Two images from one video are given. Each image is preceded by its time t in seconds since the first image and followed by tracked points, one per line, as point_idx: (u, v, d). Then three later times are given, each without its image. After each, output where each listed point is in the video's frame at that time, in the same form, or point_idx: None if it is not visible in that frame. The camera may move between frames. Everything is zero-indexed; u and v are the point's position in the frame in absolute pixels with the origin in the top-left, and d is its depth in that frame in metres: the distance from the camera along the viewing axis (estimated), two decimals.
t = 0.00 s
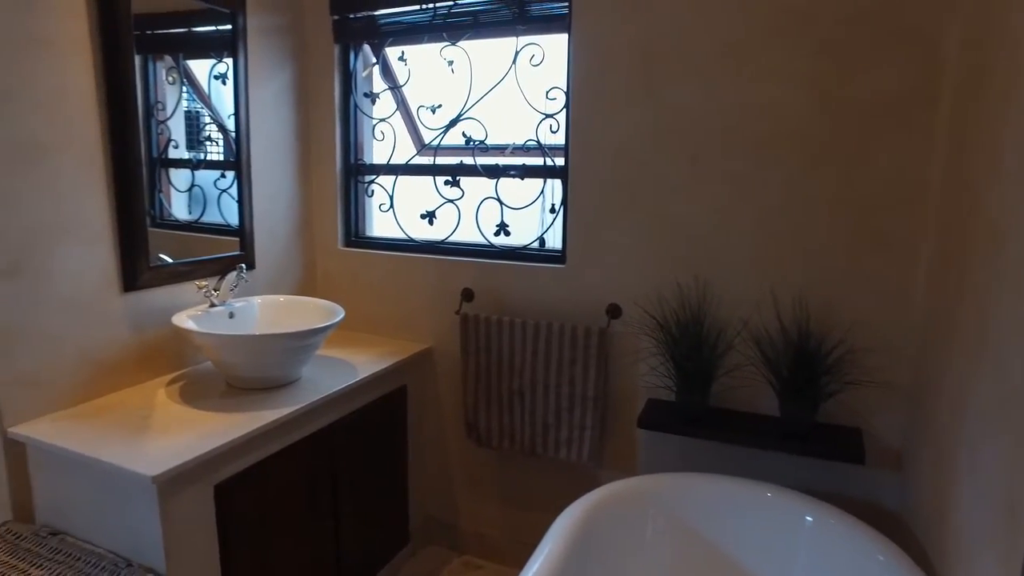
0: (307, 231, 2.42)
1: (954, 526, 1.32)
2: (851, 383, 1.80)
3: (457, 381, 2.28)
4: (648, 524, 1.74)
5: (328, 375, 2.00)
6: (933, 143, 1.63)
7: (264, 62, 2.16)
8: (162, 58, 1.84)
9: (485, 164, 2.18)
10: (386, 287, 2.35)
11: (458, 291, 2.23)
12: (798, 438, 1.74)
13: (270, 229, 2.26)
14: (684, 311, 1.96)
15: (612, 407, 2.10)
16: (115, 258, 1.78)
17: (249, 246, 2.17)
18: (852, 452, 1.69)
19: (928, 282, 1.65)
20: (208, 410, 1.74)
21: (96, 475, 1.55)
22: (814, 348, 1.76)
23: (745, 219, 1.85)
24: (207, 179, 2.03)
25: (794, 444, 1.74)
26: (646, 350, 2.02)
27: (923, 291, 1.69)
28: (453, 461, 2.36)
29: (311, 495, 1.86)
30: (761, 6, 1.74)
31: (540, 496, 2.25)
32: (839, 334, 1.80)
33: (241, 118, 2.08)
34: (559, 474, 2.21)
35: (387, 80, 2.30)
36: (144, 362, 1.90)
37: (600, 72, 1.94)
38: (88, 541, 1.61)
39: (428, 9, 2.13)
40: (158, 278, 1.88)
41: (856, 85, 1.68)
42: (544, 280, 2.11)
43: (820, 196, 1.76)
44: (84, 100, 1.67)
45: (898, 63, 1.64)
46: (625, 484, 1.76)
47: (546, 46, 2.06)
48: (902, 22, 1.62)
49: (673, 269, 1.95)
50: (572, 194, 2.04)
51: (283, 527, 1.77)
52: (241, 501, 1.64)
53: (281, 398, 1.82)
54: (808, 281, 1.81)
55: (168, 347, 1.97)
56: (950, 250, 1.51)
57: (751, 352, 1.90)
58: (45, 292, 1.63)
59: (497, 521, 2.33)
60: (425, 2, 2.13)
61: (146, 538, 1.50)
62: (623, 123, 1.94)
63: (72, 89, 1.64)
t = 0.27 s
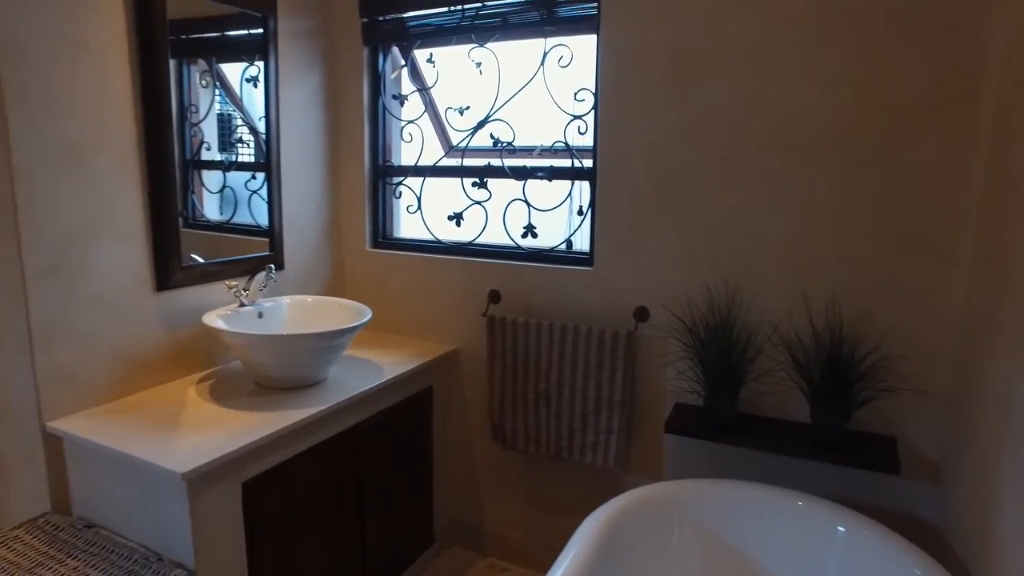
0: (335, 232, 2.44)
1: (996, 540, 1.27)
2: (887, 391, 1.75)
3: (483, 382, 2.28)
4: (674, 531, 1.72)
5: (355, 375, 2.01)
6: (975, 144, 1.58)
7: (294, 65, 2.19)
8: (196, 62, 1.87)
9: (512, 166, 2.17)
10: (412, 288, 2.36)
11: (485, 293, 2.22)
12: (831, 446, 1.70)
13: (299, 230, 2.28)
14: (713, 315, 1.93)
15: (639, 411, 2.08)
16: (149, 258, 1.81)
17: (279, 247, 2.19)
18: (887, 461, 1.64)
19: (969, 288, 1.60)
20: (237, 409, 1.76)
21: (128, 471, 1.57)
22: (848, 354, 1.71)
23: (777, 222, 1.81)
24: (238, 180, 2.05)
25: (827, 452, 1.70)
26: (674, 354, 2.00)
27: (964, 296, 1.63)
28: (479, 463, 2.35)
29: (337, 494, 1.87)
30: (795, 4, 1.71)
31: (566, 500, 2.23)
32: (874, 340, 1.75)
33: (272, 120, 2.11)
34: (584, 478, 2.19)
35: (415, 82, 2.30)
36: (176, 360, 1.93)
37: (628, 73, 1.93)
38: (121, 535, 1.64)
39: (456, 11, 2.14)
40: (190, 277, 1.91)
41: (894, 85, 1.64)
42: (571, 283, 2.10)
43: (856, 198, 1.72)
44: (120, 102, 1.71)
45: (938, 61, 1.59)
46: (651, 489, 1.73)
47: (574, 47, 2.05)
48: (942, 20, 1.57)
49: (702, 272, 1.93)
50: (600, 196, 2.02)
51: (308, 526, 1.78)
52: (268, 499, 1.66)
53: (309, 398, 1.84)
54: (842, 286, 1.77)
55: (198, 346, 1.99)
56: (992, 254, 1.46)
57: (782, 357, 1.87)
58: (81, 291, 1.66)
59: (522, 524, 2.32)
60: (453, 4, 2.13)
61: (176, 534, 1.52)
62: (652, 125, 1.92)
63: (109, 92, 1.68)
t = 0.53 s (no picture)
0: (363, 234, 2.46)
1: None
2: (923, 399, 1.70)
3: (509, 385, 2.28)
4: (700, 538, 1.69)
5: (381, 376, 2.02)
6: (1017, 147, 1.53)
7: (324, 69, 2.21)
8: (229, 67, 1.91)
9: (540, 169, 2.17)
10: (438, 290, 2.37)
11: (511, 295, 2.22)
12: (863, 455, 1.66)
13: (328, 231, 2.31)
14: (743, 320, 1.90)
15: (665, 416, 2.05)
16: (181, 258, 1.85)
17: (307, 248, 2.22)
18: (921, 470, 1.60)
19: (1010, 295, 1.55)
20: (265, 408, 1.78)
21: (160, 468, 1.60)
22: (882, 361, 1.68)
23: (809, 226, 1.78)
24: (268, 182, 2.08)
25: (859, 461, 1.66)
26: (701, 359, 1.97)
27: (1004, 304, 1.59)
28: (503, 465, 2.35)
29: (362, 495, 1.88)
30: (829, 4, 1.68)
31: (590, 504, 2.22)
32: (909, 347, 1.71)
33: (302, 123, 2.14)
34: (609, 483, 2.17)
35: (443, 85, 2.32)
36: (206, 359, 1.96)
37: (658, 75, 1.91)
38: (152, 529, 1.67)
39: (484, 14, 2.14)
40: (220, 278, 1.94)
41: (932, 86, 1.60)
42: (598, 286, 2.09)
43: (891, 202, 1.68)
44: (155, 106, 1.75)
45: (979, 62, 1.55)
46: (677, 495, 1.71)
47: (603, 49, 2.04)
48: (983, 19, 1.53)
49: (731, 276, 1.90)
50: (628, 199, 2.01)
51: (334, 525, 1.79)
52: (295, 498, 1.68)
53: (336, 398, 1.85)
54: (877, 291, 1.73)
55: (228, 345, 2.02)
56: None
57: (813, 363, 1.83)
58: (116, 290, 1.70)
59: (546, 528, 2.31)
60: (481, 7, 2.13)
61: (205, 530, 1.54)
62: (681, 127, 1.90)
63: (144, 96, 1.72)
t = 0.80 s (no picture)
0: (386, 235, 2.48)
1: None
2: (954, 407, 1.66)
3: (530, 387, 2.27)
4: (723, 545, 1.67)
5: (404, 377, 2.03)
6: None
7: (350, 72, 2.23)
8: (256, 70, 1.93)
9: (563, 171, 2.17)
10: (461, 291, 2.37)
11: (533, 297, 2.22)
12: (891, 464, 1.63)
13: (352, 233, 2.33)
14: (767, 324, 1.87)
15: (688, 420, 2.03)
16: (208, 259, 1.88)
17: (331, 249, 2.24)
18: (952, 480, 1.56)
19: None
20: (289, 407, 1.80)
21: (185, 465, 1.63)
22: (911, 367, 1.64)
23: (836, 229, 1.75)
24: (293, 184, 2.11)
25: (887, 469, 1.62)
26: (725, 363, 1.95)
27: None
28: (525, 468, 2.35)
29: (384, 495, 1.89)
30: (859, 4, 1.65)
31: (612, 508, 2.21)
32: (939, 354, 1.68)
33: (326, 126, 2.16)
34: (630, 487, 2.16)
35: (467, 87, 2.32)
36: (232, 358, 1.99)
37: (682, 77, 1.89)
38: (178, 525, 1.70)
39: (508, 16, 2.14)
40: (246, 278, 1.96)
41: (965, 86, 1.56)
42: (621, 289, 2.08)
43: (922, 205, 1.64)
44: (184, 109, 1.78)
45: (1014, 62, 1.51)
46: (699, 500, 1.69)
47: (627, 51, 2.03)
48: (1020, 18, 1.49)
49: (756, 279, 1.88)
50: (652, 202, 1.99)
51: (355, 525, 1.80)
52: (317, 497, 1.69)
53: (359, 398, 1.87)
54: (906, 296, 1.69)
55: (253, 345, 2.05)
56: None
57: (840, 368, 1.80)
58: (145, 290, 1.73)
59: (566, 531, 2.30)
60: (505, 9, 2.13)
61: (229, 527, 1.56)
62: (706, 129, 1.88)
63: (174, 100, 1.75)
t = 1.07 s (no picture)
0: (411, 236, 2.49)
1: None
2: (989, 415, 1.62)
3: (554, 389, 2.27)
4: (748, 551, 1.65)
5: (427, 378, 2.04)
6: None
7: (375, 74, 2.25)
8: (282, 73, 1.95)
9: (588, 172, 2.16)
10: (484, 293, 2.38)
11: (557, 299, 2.22)
12: (923, 472, 1.59)
13: (377, 234, 2.34)
14: (794, 328, 1.85)
15: (713, 425, 2.01)
16: (235, 259, 1.90)
17: (356, 250, 2.25)
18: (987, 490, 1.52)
19: None
20: (313, 407, 1.81)
21: (212, 462, 1.65)
22: (944, 374, 1.60)
23: (867, 232, 1.72)
24: (319, 185, 2.12)
25: (918, 477, 1.59)
26: (751, 367, 1.92)
27: None
28: (547, 470, 2.34)
29: (407, 495, 1.90)
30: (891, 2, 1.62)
31: (635, 512, 2.19)
32: (974, 360, 1.63)
33: (352, 127, 2.17)
34: (654, 491, 2.14)
35: (492, 89, 2.33)
36: (258, 357, 2.01)
37: (709, 77, 1.88)
38: (204, 521, 1.72)
39: (532, 18, 2.14)
40: (272, 279, 1.99)
41: (1002, 86, 1.52)
42: (646, 291, 2.06)
43: (957, 208, 1.60)
44: (214, 112, 1.80)
45: None
46: (724, 506, 1.67)
47: (652, 52, 2.01)
48: None
49: (784, 282, 1.85)
50: (678, 204, 1.98)
51: (378, 525, 1.81)
52: (341, 497, 1.70)
53: (383, 398, 1.88)
54: (940, 301, 1.65)
55: (279, 345, 2.07)
56: None
57: (869, 374, 1.76)
58: (175, 289, 1.76)
59: (589, 535, 2.29)
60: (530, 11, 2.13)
61: (255, 525, 1.58)
62: (733, 130, 1.86)
63: (204, 102, 1.78)
